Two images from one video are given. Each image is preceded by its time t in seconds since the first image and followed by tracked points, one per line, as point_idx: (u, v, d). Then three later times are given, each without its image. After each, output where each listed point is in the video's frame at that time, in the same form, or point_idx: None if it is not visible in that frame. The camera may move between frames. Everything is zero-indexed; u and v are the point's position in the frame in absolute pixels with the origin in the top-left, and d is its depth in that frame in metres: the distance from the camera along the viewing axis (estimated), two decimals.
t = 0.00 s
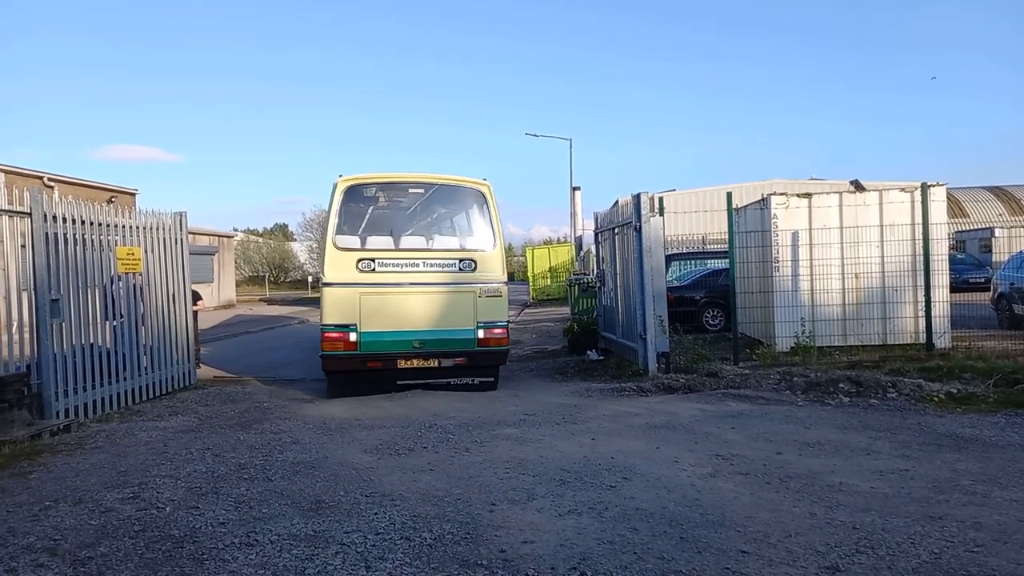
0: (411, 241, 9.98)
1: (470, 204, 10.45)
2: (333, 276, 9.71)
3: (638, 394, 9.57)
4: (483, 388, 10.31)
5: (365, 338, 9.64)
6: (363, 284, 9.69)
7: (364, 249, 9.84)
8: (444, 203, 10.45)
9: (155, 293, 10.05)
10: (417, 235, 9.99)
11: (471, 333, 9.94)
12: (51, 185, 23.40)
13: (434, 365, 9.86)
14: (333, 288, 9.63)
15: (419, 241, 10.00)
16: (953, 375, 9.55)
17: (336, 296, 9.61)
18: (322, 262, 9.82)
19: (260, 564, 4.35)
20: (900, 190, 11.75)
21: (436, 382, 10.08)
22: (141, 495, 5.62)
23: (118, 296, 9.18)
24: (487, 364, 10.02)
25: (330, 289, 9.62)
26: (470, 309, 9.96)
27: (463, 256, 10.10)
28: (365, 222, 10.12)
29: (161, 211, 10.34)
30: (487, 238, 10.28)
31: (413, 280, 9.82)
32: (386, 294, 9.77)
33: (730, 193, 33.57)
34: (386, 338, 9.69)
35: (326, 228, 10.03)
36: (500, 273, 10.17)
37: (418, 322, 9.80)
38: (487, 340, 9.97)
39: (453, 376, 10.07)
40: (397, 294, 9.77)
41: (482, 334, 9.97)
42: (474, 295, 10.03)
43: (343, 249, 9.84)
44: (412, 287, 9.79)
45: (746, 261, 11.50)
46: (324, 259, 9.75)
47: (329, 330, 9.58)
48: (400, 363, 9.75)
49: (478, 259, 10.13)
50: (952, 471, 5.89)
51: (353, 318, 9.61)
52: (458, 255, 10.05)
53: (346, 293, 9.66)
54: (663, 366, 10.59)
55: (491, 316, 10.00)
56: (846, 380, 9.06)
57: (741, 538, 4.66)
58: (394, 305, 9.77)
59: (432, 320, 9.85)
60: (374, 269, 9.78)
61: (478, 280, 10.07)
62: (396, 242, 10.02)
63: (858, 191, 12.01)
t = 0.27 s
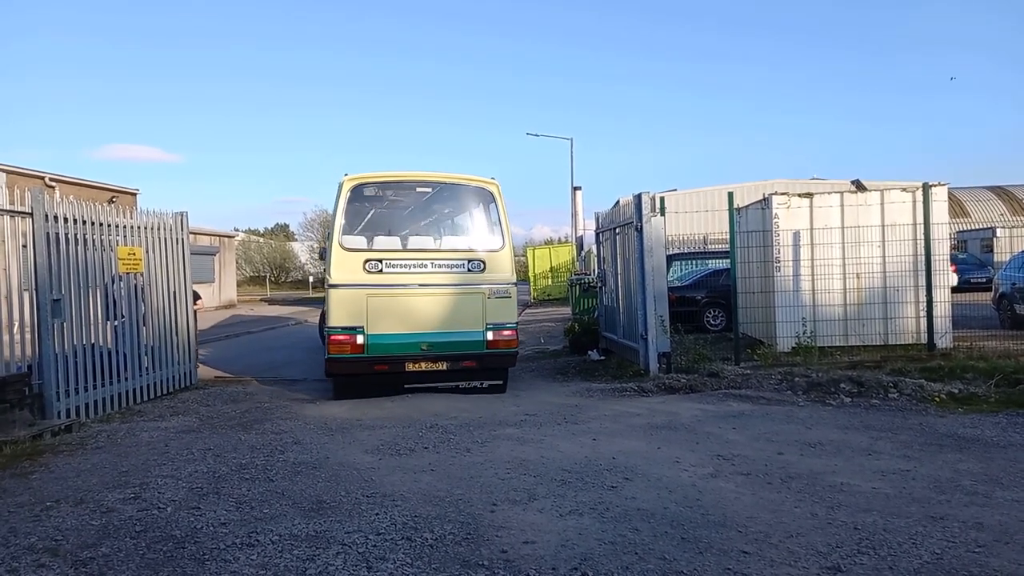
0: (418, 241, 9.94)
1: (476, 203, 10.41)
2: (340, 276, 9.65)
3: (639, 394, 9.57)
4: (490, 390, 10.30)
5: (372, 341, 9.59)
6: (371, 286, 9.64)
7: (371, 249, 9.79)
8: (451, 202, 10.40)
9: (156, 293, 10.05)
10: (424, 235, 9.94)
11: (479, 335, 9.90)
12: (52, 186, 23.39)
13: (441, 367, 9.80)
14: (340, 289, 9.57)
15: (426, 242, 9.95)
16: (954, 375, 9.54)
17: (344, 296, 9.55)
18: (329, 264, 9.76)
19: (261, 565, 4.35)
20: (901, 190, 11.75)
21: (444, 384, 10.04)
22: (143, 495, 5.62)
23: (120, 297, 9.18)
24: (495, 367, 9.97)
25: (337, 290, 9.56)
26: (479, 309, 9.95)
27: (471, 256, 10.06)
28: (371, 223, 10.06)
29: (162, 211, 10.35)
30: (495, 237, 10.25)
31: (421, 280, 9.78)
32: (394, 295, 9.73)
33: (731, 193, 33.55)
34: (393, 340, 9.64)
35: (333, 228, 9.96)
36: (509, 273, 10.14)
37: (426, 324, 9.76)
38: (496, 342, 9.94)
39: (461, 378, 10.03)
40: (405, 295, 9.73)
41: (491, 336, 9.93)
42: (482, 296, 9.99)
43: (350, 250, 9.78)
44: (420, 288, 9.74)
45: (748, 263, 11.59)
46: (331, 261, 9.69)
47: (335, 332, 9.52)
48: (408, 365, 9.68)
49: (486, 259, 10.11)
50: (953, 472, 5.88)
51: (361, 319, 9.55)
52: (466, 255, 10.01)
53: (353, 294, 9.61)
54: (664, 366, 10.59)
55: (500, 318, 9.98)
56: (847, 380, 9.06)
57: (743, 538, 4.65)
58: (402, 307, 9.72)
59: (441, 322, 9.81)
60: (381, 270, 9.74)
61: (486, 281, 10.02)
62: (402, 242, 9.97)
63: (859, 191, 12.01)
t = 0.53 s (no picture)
0: (427, 242, 9.73)
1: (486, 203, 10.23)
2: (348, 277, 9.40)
3: (639, 395, 9.57)
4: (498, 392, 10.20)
5: (379, 343, 9.38)
6: (379, 287, 9.42)
7: (380, 250, 9.54)
8: (459, 201, 10.18)
9: (156, 293, 10.05)
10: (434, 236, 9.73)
11: (487, 337, 9.73)
12: (53, 187, 23.42)
13: (450, 370, 9.64)
14: (347, 291, 9.33)
15: (436, 243, 9.75)
16: (954, 376, 9.54)
17: (352, 298, 9.32)
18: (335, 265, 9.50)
19: (262, 565, 4.35)
20: (901, 191, 11.74)
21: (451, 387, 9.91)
22: (143, 496, 5.62)
23: (120, 297, 9.18)
24: (504, 370, 9.84)
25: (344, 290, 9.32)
26: (489, 310, 9.78)
27: (481, 258, 9.90)
28: (379, 223, 9.82)
29: (162, 211, 10.35)
30: (505, 238, 10.08)
31: (430, 282, 9.59)
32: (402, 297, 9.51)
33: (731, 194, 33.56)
34: (401, 343, 9.43)
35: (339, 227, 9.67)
36: (519, 275, 9.99)
37: (435, 327, 9.57)
38: (506, 344, 9.78)
39: (469, 381, 9.90)
40: (413, 297, 9.53)
41: (501, 338, 9.77)
42: (491, 298, 9.83)
43: (358, 250, 9.52)
44: (429, 289, 9.56)
45: (748, 265, 11.72)
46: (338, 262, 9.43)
47: (343, 334, 9.27)
48: (416, 369, 9.51)
49: (496, 261, 9.94)
50: (953, 472, 5.88)
51: (368, 321, 9.34)
52: (476, 256, 9.84)
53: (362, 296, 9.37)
54: (664, 367, 10.60)
55: (509, 320, 9.82)
56: (847, 381, 9.06)
57: (743, 539, 4.65)
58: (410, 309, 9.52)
59: (450, 324, 9.62)
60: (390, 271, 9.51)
61: (496, 283, 9.85)
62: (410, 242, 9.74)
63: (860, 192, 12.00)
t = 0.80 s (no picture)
0: (438, 239, 9.59)
1: (496, 200, 10.09)
2: (358, 275, 9.29)
3: (638, 394, 9.58)
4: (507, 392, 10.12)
5: (389, 342, 9.27)
6: (389, 285, 9.31)
7: (390, 247, 9.41)
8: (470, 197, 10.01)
9: (155, 293, 10.04)
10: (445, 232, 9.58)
11: (498, 337, 9.62)
12: (52, 186, 23.41)
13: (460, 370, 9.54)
14: (357, 289, 9.23)
15: (446, 241, 9.60)
16: (953, 375, 9.55)
17: (362, 296, 9.23)
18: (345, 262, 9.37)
19: (260, 564, 4.35)
20: (900, 190, 11.76)
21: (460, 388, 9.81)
22: (142, 495, 5.62)
23: (119, 296, 9.17)
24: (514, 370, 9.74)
25: (354, 288, 9.22)
26: (499, 310, 9.68)
27: (491, 256, 9.77)
28: (389, 218, 9.65)
29: (161, 211, 10.34)
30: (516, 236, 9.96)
31: (441, 280, 9.46)
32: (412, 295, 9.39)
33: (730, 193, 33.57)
34: (410, 342, 9.32)
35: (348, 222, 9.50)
36: (530, 275, 9.90)
37: (446, 326, 9.46)
38: (516, 345, 9.69)
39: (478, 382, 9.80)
40: (423, 295, 9.42)
41: (511, 338, 9.67)
42: (502, 297, 9.73)
43: (368, 248, 9.39)
44: (439, 287, 9.45)
45: (748, 263, 11.63)
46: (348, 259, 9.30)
47: (352, 332, 9.20)
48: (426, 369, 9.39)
49: (507, 260, 9.82)
50: (952, 471, 5.89)
51: (378, 320, 9.24)
52: (487, 255, 9.73)
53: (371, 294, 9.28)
54: (663, 366, 10.61)
55: (520, 320, 9.73)
56: (846, 380, 9.07)
57: (742, 538, 4.66)
58: (420, 308, 9.41)
59: (461, 324, 9.51)
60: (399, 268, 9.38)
61: (507, 282, 9.75)
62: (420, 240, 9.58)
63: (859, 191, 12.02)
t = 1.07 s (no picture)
0: (448, 234, 9.37)
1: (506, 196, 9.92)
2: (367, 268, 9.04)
3: (637, 394, 9.58)
4: (515, 394, 9.97)
5: (397, 338, 9.04)
6: (398, 280, 9.08)
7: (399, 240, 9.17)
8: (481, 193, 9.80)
9: (154, 293, 10.04)
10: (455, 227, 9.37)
11: (507, 335, 9.45)
12: (50, 186, 23.41)
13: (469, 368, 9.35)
14: (366, 282, 8.99)
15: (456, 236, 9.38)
16: (952, 375, 9.56)
17: (370, 290, 8.97)
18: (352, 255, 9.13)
19: (260, 564, 4.35)
20: (898, 191, 11.79)
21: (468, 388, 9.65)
22: (141, 496, 5.62)
23: (117, 297, 9.16)
24: (523, 369, 9.57)
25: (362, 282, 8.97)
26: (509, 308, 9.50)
27: (501, 253, 9.57)
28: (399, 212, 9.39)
29: (160, 211, 10.34)
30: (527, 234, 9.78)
31: (451, 275, 9.25)
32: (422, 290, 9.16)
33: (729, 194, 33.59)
34: (419, 338, 9.10)
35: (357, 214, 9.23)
36: (540, 272, 9.71)
37: (455, 322, 9.25)
38: (526, 343, 9.52)
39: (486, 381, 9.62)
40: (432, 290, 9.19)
41: (521, 336, 9.50)
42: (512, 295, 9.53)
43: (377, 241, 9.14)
44: (448, 283, 9.23)
45: (746, 263, 11.45)
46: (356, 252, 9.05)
47: (359, 327, 8.94)
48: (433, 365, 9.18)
49: (518, 257, 9.62)
50: (952, 471, 5.89)
51: (387, 315, 9.00)
52: (497, 251, 9.52)
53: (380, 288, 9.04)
54: (662, 366, 10.62)
55: (530, 318, 9.55)
56: (845, 380, 9.07)
57: (741, 538, 4.66)
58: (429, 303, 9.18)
59: (470, 321, 9.31)
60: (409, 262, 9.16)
61: (518, 279, 9.56)
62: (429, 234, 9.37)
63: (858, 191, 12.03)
